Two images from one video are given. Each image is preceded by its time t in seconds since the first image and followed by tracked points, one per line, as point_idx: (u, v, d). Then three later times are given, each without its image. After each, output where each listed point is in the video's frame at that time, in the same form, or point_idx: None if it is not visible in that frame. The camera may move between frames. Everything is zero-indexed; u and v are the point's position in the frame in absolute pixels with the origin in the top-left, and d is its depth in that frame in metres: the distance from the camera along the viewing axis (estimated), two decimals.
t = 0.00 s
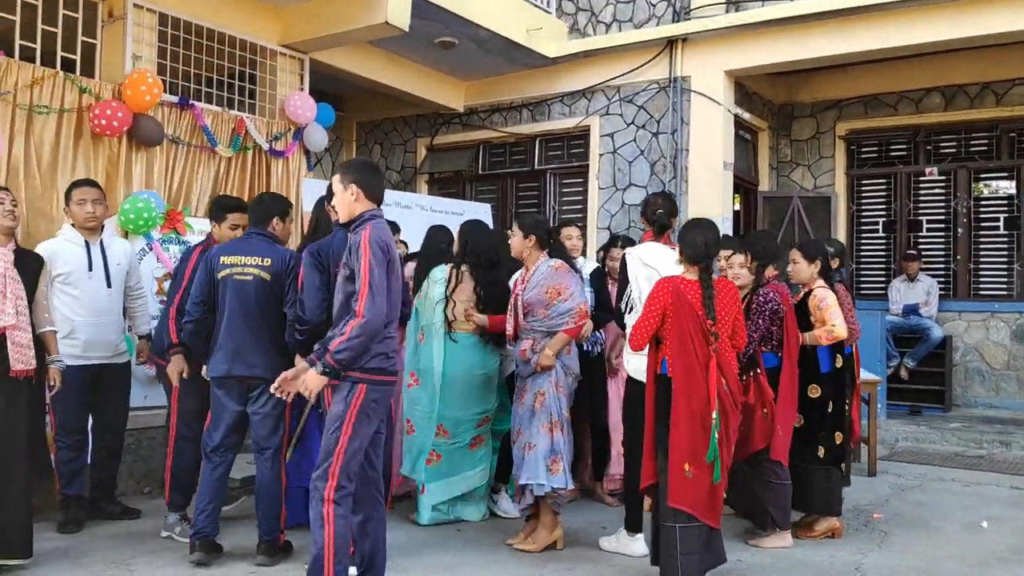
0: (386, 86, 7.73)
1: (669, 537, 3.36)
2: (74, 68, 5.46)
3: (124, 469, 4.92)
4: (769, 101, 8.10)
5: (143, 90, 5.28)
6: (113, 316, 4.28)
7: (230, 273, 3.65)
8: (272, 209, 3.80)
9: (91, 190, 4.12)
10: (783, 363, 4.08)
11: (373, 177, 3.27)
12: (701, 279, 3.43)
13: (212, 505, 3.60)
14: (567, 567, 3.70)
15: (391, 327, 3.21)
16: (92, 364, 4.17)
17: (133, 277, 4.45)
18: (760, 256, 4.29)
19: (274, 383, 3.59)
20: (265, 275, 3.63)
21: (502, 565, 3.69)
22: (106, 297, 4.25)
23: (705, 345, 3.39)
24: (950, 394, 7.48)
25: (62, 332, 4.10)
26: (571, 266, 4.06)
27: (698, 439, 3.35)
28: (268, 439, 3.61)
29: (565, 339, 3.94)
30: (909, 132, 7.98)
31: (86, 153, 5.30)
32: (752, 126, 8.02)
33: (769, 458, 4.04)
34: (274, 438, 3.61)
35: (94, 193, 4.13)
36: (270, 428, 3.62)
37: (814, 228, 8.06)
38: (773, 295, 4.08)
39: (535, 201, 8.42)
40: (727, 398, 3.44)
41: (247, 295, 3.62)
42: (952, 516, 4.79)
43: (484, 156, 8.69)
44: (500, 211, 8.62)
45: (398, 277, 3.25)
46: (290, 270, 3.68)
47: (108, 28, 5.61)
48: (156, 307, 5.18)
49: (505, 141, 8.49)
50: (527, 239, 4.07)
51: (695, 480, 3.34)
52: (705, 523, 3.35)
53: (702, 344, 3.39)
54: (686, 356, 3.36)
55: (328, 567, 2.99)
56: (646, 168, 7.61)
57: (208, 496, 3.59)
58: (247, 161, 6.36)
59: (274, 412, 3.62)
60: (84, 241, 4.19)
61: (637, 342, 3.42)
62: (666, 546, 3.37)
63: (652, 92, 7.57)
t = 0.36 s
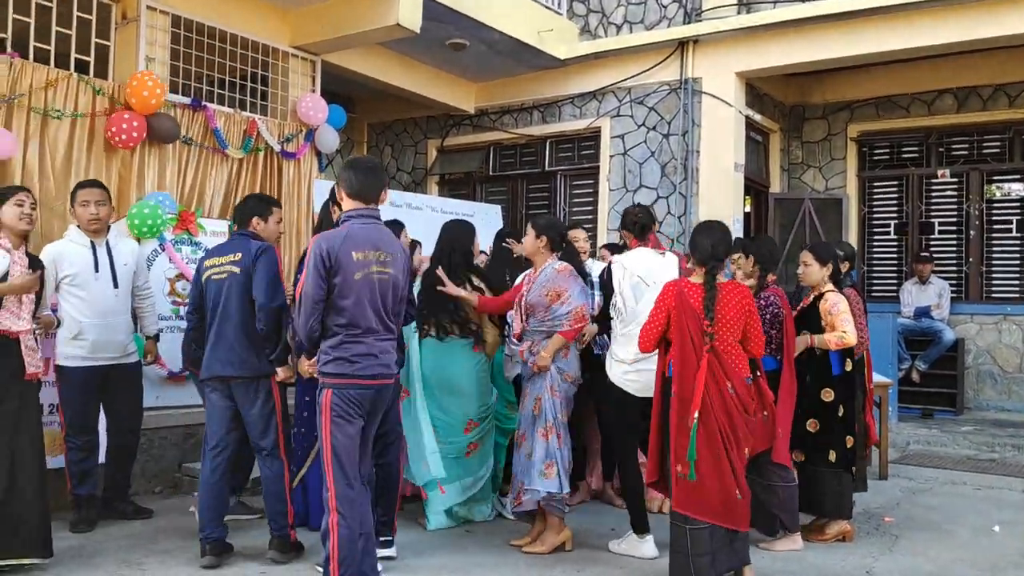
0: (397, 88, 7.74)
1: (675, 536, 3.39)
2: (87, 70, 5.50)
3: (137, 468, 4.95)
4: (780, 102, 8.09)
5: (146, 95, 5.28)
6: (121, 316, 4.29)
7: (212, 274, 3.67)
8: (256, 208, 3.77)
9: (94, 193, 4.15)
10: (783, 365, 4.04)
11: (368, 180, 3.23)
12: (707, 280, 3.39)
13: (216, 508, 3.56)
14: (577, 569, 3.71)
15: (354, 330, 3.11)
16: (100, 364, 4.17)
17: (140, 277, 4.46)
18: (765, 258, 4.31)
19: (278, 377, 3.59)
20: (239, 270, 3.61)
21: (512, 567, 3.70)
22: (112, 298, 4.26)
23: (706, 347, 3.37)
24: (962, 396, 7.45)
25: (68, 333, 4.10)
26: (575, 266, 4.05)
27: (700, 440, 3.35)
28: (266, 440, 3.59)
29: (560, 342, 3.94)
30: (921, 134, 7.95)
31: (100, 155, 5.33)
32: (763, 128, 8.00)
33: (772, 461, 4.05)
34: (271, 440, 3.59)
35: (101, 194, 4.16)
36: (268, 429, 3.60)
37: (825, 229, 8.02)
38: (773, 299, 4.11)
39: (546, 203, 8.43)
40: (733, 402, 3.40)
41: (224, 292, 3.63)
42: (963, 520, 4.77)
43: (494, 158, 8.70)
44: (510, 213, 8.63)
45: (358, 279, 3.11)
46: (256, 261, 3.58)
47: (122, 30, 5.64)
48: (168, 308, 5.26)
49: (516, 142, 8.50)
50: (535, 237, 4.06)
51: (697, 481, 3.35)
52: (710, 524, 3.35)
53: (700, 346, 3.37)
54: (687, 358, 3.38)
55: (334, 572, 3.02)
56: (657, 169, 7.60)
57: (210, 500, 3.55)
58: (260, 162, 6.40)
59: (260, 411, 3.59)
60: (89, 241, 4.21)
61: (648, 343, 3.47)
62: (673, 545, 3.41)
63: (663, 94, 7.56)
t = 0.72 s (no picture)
0: (400, 89, 7.75)
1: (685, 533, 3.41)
2: (91, 71, 5.51)
3: (140, 469, 4.95)
4: (783, 104, 8.08)
5: (147, 94, 5.29)
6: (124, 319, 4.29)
7: (208, 275, 3.61)
8: (253, 211, 3.73)
9: (99, 196, 4.17)
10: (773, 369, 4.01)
11: (388, 188, 3.23)
12: (726, 286, 3.41)
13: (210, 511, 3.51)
14: (579, 570, 3.70)
15: (342, 330, 3.06)
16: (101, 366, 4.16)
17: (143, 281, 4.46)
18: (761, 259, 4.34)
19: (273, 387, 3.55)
20: (236, 274, 3.56)
21: (513, 568, 3.70)
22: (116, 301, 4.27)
23: (721, 349, 3.37)
24: (966, 398, 7.44)
25: (72, 336, 4.09)
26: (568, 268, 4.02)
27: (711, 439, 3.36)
28: (255, 442, 3.51)
29: (532, 332, 3.90)
30: (924, 135, 7.94)
31: (105, 157, 5.34)
32: (767, 129, 8.00)
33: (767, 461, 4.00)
34: (260, 442, 3.51)
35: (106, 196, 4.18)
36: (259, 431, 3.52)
37: (829, 230, 8.01)
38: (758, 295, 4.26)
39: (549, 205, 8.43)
40: (747, 403, 3.38)
41: (218, 295, 3.58)
42: (967, 523, 4.76)
43: (497, 159, 8.71)
44: (514, 214, 8.63)
45: (345, 278, 3.05)
46: (257, 269, 3.55)
47: (125, 31, 5.66)
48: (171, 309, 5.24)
49: (519, 144, 8.51)
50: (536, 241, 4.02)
51: (706, 480, 3.35)
52: (720, 524, 3.35)
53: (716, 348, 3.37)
54: (701, 360, 3.39)
55: (334, 570, 3.02)
56: (660, 171, 7.60)
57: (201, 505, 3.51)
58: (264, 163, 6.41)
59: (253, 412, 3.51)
60: (93, 244, 4.23)
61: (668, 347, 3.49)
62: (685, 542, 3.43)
63: (666, 95, 7.55)
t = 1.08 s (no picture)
0: (400, 90, 7.75)
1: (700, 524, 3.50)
2: (91, 71, 5.51)
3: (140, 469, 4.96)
4: (783, 104, 8.09)
5: (147, 92, 5.29)
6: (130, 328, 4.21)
7: (215, 275, 3.51)
8: (264, 206, 3.63)
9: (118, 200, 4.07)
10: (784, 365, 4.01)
11: (398, 190, 3.24)
12: (746, 284, 3.57)
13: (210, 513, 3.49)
14: (577, 570, 3.70)
15: (343, 322, 3.07)
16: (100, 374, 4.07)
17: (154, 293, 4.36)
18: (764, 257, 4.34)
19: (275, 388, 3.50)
20: (247, 277, 3.47)
21: (512, 569, 3.69)
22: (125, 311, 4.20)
23: (741, 346, 3.53)
24: (967, 399, 7.43)
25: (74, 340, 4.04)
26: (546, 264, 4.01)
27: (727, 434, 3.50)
28: (253, 446, 3.47)
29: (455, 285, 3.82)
30: (924, 136, 7.94)
31: (104, 158, 5.34)
32: (767, 130, 8.00)
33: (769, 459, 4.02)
34: (258, 446, 3.46)
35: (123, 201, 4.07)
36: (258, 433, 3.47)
37: (828, 230, 8.00)
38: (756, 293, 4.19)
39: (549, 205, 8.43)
40: (763, 399, 3.55)
41: (229, 298, 3.49)
42: (967, 523, 4.75)
43: (498, 159, 8.71)
44: (514, 215, 8.63)
45: (348, 274, 3.08)
46: (269, 272, 3.47)
47: (125, 32, 5.66)
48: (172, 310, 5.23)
49: (519, 144, 8.51)
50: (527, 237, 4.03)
51: (720, 473, 3.47)
52: (734, 517, 3.45)
53: (736, 346, 3.53)
54: (718, 354, 3.54)
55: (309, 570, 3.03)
56: (661, 171, 7.60)
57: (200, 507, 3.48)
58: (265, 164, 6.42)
59: (252, 416, 3.46)
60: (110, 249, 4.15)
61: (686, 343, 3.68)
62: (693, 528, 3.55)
63: (666, 96, 7.56)
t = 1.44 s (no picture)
0: (400, 90, 7.75)
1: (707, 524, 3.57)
2: (92, 71, 5.52)
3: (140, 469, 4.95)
4: (783, 104, 8.09)
5: (148, 92, 5.29)
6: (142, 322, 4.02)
7: (227, 273, 3.40)
8: (277, 208, 3.55)
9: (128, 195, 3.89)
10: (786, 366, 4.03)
11: (368, 186, 3.16)
12: (741, 288, 3.60)
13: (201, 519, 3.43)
14: (575, 570, 3.70)
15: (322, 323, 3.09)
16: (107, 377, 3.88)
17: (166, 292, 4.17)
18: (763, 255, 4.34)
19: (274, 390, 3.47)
20: (264, 279, 3.41)
21: (509, 567, 3.69)
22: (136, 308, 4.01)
23: (741, 345, 3.55)
24: (967, 399, 7.43)
25: (83, 337, 3.86)
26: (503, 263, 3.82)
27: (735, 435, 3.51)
28: (237, 453, 3.35)
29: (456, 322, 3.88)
30: (924, 136, 7.94)
31: (103, 159, 5.34)
32: (767, 130, 8.00)
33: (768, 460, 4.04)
34: (243, 455, 3.34)
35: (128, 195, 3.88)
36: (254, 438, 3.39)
37: (828, 230, 8.01)
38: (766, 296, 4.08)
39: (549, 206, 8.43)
40: (761, 399, 3.58)
41: (238, 297, 3.39)
42: (967, 524, 4.75)
43: (497, 160, 8.72)
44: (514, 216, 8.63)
45: (324, 277, 3.10)
46: (291, 281, 3.45)
47: (125, 32, 5.66)
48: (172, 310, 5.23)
49: (519, 144, 8.51)
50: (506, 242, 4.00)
51: (727, 473, 3.48)
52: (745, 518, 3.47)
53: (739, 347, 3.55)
54: (716, 356, 3.55)
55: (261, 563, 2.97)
56: (660, 171, 7.60)
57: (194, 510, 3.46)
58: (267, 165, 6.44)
59: (241, 420, 3.36)
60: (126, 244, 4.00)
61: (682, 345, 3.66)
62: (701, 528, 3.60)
63: (666, 96, 7.55)
